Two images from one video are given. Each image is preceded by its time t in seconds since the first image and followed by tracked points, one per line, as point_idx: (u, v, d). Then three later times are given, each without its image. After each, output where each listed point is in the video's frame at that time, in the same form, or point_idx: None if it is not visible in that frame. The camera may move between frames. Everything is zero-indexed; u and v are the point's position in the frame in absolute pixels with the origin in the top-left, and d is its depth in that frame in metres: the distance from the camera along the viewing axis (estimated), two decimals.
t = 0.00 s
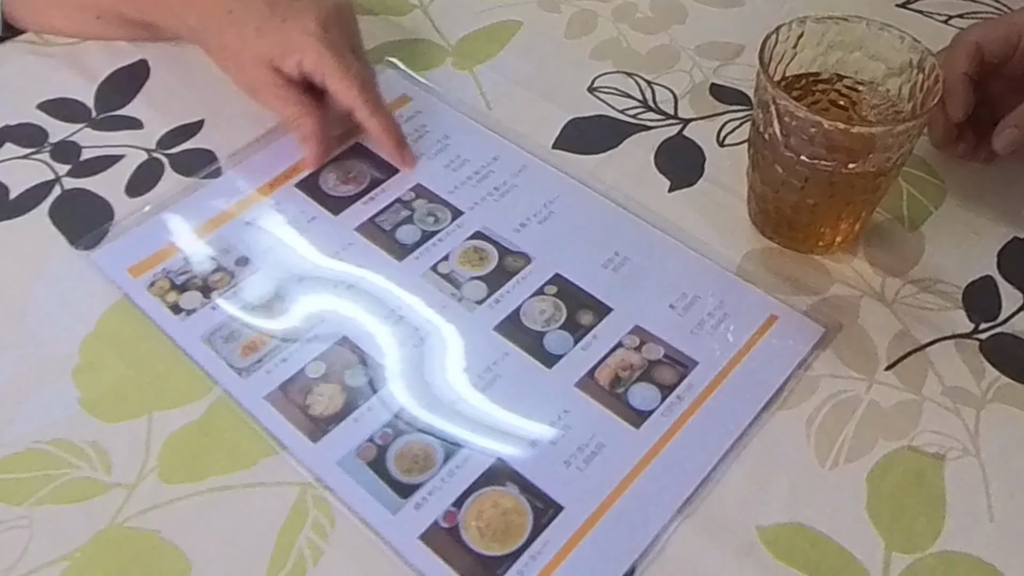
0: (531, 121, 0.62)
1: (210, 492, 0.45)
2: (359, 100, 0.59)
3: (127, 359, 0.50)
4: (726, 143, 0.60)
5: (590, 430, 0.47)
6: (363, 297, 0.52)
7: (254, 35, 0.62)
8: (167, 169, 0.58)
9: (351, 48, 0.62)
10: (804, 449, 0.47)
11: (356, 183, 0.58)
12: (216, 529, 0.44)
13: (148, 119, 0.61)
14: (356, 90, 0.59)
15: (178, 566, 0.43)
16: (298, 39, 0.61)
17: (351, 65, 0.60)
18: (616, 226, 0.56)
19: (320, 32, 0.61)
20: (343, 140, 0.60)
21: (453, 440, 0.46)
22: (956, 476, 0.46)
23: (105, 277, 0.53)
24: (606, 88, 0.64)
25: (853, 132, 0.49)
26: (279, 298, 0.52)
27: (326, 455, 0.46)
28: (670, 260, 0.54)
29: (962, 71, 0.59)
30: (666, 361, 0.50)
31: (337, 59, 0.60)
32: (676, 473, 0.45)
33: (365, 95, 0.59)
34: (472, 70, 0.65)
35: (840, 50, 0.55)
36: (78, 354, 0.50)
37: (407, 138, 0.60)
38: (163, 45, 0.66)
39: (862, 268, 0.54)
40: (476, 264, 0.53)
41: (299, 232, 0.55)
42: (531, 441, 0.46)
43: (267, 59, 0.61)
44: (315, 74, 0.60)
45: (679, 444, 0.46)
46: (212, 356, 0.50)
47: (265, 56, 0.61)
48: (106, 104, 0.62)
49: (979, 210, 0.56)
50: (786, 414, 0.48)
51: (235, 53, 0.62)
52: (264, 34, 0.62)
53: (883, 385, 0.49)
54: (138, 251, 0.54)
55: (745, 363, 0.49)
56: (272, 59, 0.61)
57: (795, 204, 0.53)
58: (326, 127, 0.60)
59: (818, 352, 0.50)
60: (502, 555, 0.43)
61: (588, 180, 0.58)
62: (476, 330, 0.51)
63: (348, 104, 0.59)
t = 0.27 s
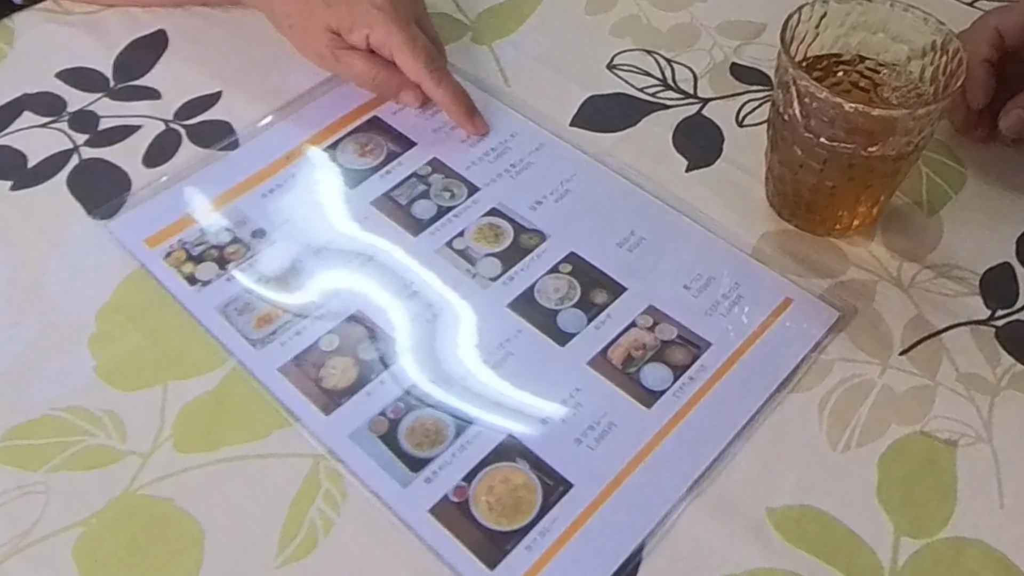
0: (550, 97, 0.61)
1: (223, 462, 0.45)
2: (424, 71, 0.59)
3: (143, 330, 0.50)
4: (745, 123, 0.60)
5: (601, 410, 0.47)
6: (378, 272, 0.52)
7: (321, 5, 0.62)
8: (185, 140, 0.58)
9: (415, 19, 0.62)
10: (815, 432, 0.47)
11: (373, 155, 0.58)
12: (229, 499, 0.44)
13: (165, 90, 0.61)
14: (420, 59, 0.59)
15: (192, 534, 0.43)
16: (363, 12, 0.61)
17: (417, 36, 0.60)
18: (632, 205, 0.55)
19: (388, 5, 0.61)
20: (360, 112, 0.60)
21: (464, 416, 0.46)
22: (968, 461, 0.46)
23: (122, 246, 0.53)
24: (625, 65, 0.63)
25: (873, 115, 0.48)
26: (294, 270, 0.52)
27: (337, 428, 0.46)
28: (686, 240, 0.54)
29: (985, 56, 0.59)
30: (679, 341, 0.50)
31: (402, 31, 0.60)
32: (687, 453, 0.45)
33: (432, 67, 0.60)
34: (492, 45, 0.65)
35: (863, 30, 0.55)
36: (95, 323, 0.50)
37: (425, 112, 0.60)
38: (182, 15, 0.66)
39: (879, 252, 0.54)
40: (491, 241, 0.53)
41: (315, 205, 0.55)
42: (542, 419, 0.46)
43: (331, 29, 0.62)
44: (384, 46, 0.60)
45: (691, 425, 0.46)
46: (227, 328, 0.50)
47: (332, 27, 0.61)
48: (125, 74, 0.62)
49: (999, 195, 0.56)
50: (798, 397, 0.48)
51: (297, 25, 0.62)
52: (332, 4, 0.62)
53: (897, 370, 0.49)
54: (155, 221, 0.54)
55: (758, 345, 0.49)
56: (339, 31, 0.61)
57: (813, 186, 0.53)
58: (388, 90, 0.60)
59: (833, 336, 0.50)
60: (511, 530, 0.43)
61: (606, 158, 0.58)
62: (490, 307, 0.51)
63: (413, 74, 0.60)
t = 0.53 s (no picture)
0: (557, 89, 0.61)
1: (228, 450, 0.46)
2: (440, 74, 0.59)
3: (148, 319, 0.50)
4: (752, 116, 0.60)
5: (605, 402, 0.47)
6: (383, 263, 0.52)
7: None
8: (191, 129, 0.58)
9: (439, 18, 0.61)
10: (820, 426, 0.47)
11: (379, 146, 0.58)
12: (233, 488, 0.45)
13: (172, 78, 0.61)
14: (439, 60, 0.59)
15: (196, 522, 0.43)
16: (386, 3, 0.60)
17: (438, 37, 0.59)
18: (638, 197, 0.55)
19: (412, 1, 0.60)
20: (367, 102, 0.60)
21: (469, 407, 0.47)
22: (972, 457, 0.46)
23: (128, 235, 0.53)
24: (633, 57, 0.63)
25: (882, 108, 0.48)
26: (300, 260, 0.52)
27: (342, 418, 0.46)
28: (692, 233, 0.54)
29: (1003, 56, 0.58)
30: (685, 334, 0.50)
31: (424, 29, 0.59)
32: (691, 446, 0.46)
33: (449, 69, 0.59)
34: (499, 36, 0.64)
35: (871, 24, 0.55)
36: (100, 311, 0.50)
37: (432, 103, 0.60)
38: (190, 4, 0.66)
39: (886, 247, 0.53)
40: (497, 232, 0.53)
41: (321, 195, 0.55)
42: (546, 410, 0.47)
43: (354, 17, 0.61)
44: (404, 43, 0.60)
45: (695, 418, 0.46)
46: (233, 317, 0.50)
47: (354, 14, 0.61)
48: (132, 62, 0.62)
49: (1007, 190, 0.56)
50: (804, 391, 0.48)
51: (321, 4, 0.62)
52: None
53: (902, 365, 0.49)
54: (161, 209, 0.54)
55: (763, 338, 0.49)
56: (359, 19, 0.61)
57: (820, 179, 0.52)
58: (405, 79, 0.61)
59: (838, 330, 0.50)
60: (514, 521, 0.43)
61: (613, 150, 0.58)
62: (495, 298, 0.51)
63: (431, 73, 0.59)
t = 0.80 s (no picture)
0: (557, 88, 0.61)
1: (228, 450, 0.46)
2: (444, 61, 0.59)
3: (149, 319, 0.50)
4: (752, 116, 0.60)
5: (606, 401, 0.47)
6: (383, 262, 0.52)
7: None
8: (191, 129, 0.58)
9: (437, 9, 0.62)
10: (820, 426, 0.47)
11: (379, 146, 0.58)
12: (233, 487, 0.45)
13: (172, 78, 0.61)
14: (440, 49, 0.60)
15: (196, 522, 0.43)
16: None
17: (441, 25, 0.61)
18: (638, 197, 0.55)
19: None
20: (368, 102, 0.60)
21: (469, 407, 0.47)
22: (972, 456, 0.46)
23: (129, 234, 0.53)
24: (633, 57, 0.63)
25: (881, 108, 0.48)
26: (300, 260, 0.52)
27: (342, 417, 0.46)
28: (692, 233, 0.54)
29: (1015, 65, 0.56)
30: (685, 334, 0.50)
31: (426, 19, 0.60)
32: (691, 446, 0.46)
33: (452, 57, 0.60)
34: (499, 35, 0.64)
35: (871, 24, 0.55)
36: (101, 311, 0.50)
37: (431, 103, 0.60)
38: (190, 4, 0.66)
39: (886, 247, 0.53)
40: (497, 233, 0.53)
41: (321, 195, 0.55)
42: (546, 410, 0.47)
43: (354, 8, 0.61)
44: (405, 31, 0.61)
45: (695, 418, 0.46)
46: (233, 317, 0.50)
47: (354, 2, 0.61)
48: (132, 62, 0.62)
49: (1007, 190, 0.56)
50: (804, 390, 0.48)
51: None
52: None
53: (903, 365, 0.49)
54: (162, 209, 0.54)
55: (763, 338, 0.49)
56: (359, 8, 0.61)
57: (820, 179, 0.52)
58: (405, 74, 0.61)
59: (839, 330, 0.50)
60: (515, 521, 0.43)
61: (613, 150, 0.58)
62: (494, 298, 0.51)
63: (431, 62, 0.60)
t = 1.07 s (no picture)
0: (557, 88, 0.61)
1: (228, 450, 0.46)
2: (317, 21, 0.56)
3: (149, 319, 0.50)
4: (752, 116, 0.60)
5: (606, 401, 0.47)
6: (384, 263, 0.52)
7: None
8: (192, 129, 0.59)
9: None
10: (820, 427, 0.47)
11: (380, 146, 0.57)
12: (233, 488, 0.45)
13: (172, 78, 0.61)
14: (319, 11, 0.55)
15: (196, 522, 0.43)
16: None
17: None
18: (639, 197, 0.55)
19: None
20: (369, 101, 0.60)
21: (469, 408, 0.47)
22: (972, 456, 0.46)
23: (129, 235, 0.53)
24: (633, 57, 0.63)
25: (883, 107, 0.48)
26: (301, 260, 0.52)
27: (342, 417, 0.46)
28: (693, 233, 0.54)
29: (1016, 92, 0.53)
30: (685, 334, 0.50)
31: None
32: (691, 446, 0.45)
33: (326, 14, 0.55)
34: (499, 34, 0.64)
35: (872, 24, 0.55)
36: (101, 311, 0.50)
37: (432, 101, 0.60)
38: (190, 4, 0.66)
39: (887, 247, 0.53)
40: (497, 232, 0.53)
41: (322, 195, 0.55)
42: (547, 409, 0.47)
43: None
44: None
45: (695, 420, 0.46)
46: (233, 317, 0.50)
47: None
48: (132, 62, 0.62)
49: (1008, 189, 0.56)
50: (803, 391, 0.48)
51: None
52: None
53: (903, 364, 0.49)
54: (162, 209, 0.54)
55: (763, 339, 0.49)
56: None
57: (820, 179, 0.53)
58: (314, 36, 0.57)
59: (839, 331, 0.50)
60: (515, 521, 0.43)
61: (613, 149, 0.58)
62: (493, 301, 0.51)
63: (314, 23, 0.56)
